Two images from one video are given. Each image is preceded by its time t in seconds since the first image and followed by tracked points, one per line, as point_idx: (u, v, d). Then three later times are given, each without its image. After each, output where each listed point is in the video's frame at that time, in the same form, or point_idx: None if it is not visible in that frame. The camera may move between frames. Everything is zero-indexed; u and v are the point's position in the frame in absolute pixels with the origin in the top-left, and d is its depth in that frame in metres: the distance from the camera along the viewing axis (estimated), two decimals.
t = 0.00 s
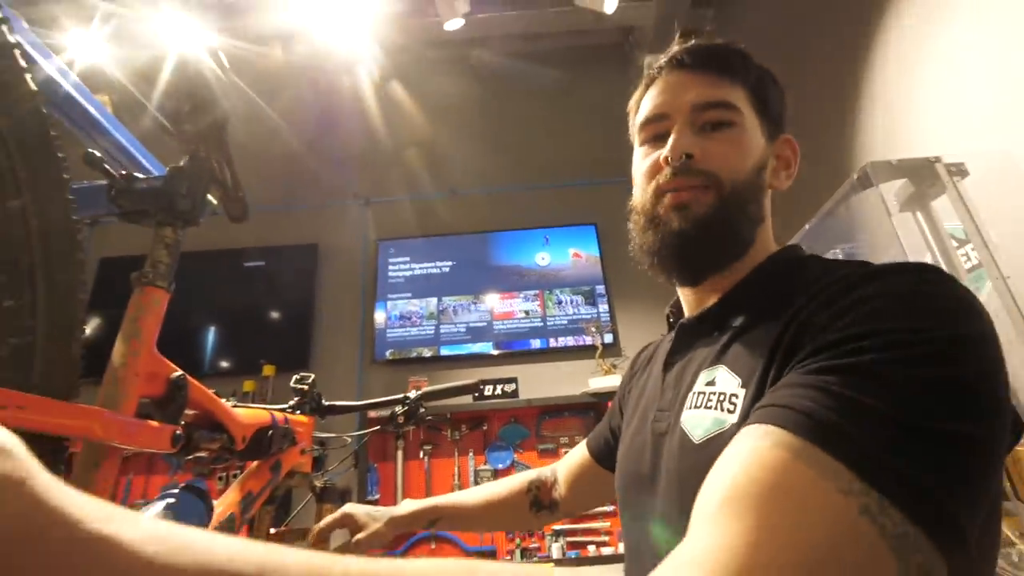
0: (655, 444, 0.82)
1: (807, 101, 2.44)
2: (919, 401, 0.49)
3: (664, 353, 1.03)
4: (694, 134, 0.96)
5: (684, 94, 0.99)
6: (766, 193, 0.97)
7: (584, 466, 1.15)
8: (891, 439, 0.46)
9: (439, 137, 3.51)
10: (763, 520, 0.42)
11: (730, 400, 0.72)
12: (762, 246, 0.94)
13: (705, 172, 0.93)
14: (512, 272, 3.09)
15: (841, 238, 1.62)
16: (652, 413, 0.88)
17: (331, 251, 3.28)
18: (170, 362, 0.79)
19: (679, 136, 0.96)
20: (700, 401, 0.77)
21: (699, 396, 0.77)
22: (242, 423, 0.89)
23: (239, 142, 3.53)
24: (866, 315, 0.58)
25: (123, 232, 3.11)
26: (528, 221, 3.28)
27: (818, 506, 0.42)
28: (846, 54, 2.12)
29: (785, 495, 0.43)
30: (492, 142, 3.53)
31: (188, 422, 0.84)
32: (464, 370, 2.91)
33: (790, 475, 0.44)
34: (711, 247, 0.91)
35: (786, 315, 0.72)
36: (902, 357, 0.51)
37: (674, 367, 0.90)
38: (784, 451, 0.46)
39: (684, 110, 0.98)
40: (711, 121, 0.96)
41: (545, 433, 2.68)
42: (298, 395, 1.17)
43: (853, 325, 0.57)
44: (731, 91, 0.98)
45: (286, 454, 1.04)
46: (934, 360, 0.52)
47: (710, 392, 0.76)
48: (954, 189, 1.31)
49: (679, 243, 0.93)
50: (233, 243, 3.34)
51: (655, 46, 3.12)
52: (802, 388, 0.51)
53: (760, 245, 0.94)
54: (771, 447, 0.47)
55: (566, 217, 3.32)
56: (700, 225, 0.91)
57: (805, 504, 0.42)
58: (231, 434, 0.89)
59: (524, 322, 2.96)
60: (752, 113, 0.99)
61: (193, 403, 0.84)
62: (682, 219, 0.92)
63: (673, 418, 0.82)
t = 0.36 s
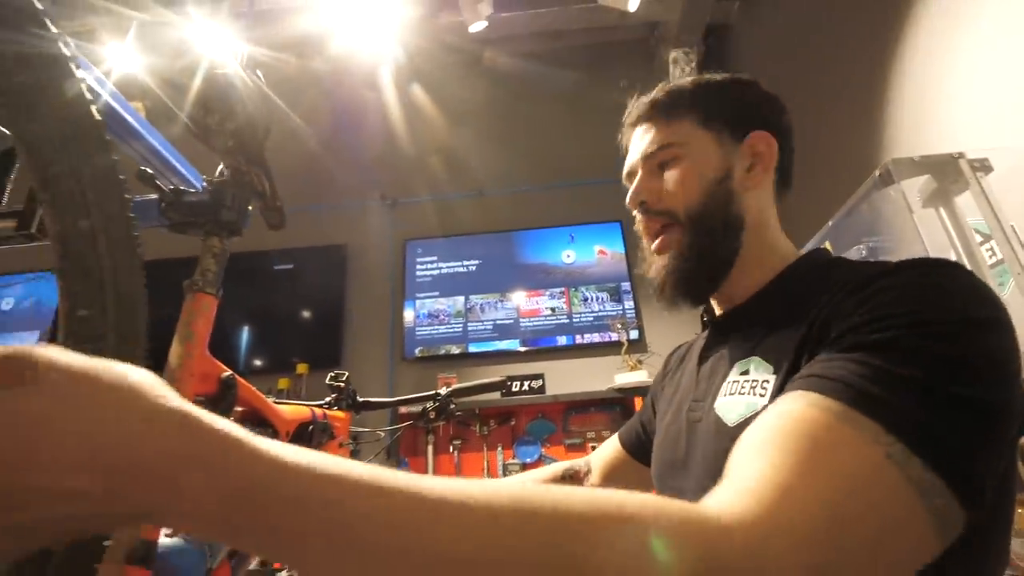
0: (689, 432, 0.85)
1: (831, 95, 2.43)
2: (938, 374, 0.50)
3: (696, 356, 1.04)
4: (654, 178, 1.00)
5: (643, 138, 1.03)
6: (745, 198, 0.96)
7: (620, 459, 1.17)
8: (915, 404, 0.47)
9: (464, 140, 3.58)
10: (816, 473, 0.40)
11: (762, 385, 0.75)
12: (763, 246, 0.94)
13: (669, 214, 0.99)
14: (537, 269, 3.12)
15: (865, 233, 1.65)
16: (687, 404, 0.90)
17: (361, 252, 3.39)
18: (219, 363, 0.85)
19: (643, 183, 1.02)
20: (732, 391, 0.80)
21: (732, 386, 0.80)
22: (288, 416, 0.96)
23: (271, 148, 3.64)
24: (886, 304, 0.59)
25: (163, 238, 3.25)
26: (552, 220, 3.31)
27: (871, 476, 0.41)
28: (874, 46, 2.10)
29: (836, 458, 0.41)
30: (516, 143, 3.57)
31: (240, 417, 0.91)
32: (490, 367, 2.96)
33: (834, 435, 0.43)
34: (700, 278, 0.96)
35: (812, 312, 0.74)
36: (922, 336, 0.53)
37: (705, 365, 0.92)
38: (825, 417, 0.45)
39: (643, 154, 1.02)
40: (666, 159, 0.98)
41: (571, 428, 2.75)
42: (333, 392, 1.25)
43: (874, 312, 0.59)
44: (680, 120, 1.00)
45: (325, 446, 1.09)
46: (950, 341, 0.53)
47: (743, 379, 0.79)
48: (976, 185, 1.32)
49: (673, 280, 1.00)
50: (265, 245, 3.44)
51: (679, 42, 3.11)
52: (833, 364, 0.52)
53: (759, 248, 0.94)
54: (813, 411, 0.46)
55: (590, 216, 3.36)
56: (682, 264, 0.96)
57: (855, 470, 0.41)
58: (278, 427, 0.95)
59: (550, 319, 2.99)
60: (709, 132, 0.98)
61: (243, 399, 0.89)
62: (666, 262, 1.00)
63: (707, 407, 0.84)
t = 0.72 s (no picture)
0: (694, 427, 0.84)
1: (825, 97, 2.53)
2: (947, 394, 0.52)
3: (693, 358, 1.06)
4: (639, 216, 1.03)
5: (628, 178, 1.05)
6: (715, 222, 0.94)
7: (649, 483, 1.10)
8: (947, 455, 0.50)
9: (469, 138, 3.67)
10: None
11: (768, 394, 0.72)
12: (739, 259, 0.92)
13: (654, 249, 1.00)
14: (540, 265, 3.20)
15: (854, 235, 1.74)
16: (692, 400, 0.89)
17: (368, 248, 3.44)
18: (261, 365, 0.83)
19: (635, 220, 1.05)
20: (737, 395, 0.77)
21: (738, 390, 0.77)
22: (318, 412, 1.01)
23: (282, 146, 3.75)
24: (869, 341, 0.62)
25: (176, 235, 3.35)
26: (556, 217, 3.38)
27: None
28: (871, 50, 2.18)
29: None
30: (521, 139, 3.65)
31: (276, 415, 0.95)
32: (494, 361, 3.06)
33: None
34: (683, 301, 0.97)
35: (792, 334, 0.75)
36: (909, 366, 0.55)
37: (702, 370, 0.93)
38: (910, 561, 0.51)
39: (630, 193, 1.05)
40: (644, 197, 1.01)
41: (574, 420, 2.86)
42: (353, 387, 1.36)
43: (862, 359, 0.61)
44: (658, 158, 1.01)
45: (348, 438, 1.19)
46: (938, 345, 0.55)
47: (748, 386, 0.76)
48: (958, 192, 1.39)
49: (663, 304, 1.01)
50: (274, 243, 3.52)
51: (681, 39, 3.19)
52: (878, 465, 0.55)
53: (738, 262, 0.92)
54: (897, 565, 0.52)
55: (594, 212, 3.38)
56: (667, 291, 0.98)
57: None
58: (307, 423, 1.00)
59: (553, 314, 3.08)
60: (678, 165, 0.98)
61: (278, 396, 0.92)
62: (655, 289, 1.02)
63: (710, 406, 0.83)
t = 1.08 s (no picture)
0: (661, 399, 0.93)
1: (819, 80, 2.60)
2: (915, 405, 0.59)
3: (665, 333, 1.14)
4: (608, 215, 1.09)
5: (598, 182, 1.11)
6: (670, 222, 1.00)
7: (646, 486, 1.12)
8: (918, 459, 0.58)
9: (471, 108, 3.72)
10: None
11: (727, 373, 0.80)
12: (697, 253, 0.99)
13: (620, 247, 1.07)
14: (535, 238, 3.29)
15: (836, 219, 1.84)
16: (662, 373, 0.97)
17: (367, 215, 3.51)
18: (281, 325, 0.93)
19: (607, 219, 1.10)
20: (702, 373, 0.84)
21: (703, 369, 0.84)
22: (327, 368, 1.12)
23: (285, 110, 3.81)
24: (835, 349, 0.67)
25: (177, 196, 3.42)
26: (553, 190, 3.45)
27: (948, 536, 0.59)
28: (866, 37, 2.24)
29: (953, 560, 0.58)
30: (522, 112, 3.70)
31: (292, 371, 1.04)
32: (487, 329, 3.18)
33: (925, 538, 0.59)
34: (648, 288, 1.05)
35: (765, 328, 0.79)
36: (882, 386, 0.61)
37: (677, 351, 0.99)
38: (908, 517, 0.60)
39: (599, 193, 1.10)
40: (610, 197, 1.07)
41: (563, 386, 2.99)
42: (356, 348, 1.47)
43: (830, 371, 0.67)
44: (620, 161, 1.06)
45: (354, 393, 1.30)
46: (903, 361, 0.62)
47: (713, 365, 0.83)
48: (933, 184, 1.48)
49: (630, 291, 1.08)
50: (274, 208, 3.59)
51: (683, 15, 3.23)
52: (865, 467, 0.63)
53: (693, 256, 0.99)
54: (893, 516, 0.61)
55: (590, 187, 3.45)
56: (634, 279, 1.05)
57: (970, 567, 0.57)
58: (318, 378, 1.11)
59: (546, 286, 3.19)
60: (637, 169, 1.04)
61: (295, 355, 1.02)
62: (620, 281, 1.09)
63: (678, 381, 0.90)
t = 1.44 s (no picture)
0: (632, 364, 0.97)
1: (811, 49, 2.60)
2: (851, 357, 0.68)
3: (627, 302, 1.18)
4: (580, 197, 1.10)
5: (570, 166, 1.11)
6: (637, 207, 1.02)
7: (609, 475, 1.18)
8: (853, 402, 0.67)
9: (462, 69, 3.67)
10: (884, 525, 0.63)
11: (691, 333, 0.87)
12: (660, 238, 1.02)
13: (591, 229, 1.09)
14: (523, 202, 3.30)
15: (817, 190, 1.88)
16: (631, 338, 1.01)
17: (356, 176, 3.49)
18: (271, 280, 0.96)
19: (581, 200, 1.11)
20: (669, 335, 0.90)
21: (669, 332, 0.89)
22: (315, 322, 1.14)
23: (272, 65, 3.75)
24: (786, 308, 0.74)
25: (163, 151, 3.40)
26: (542, 155, 3.45)
27: (871, 464, 0.66)
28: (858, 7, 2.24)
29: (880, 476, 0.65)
30: (513, 74, 3.66)
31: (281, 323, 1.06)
32: (474, 292, 3.21)
33: (858, 458, 0.66)
34: (614, 269, 1.06)
35: (724, 290, 0.85)
36: (832, 339, 0.69)
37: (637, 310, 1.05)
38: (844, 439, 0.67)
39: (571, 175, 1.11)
40: (581, 180, 1.08)
41: (547, 349, 3.05)
42: (344, 306, 1.50)
43: (783, 326, 0.74)
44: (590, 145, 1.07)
45: (342, 348, 1.33)
46: (846, 322, 0.70)
47: (678, 329, 0.89)
48: (907, 157, 1.51)
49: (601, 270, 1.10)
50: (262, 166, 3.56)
51: None
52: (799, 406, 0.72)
53: (657, 238, 1.03)
54: (828, 441, 0.68)
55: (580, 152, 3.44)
56: (602, 260, 1.07)
57: (889, 482, 0.65)
58: (306, 332, 1.14)
59: (533, 251, 3.21)
60: (607, 152, 1.05)
61: (284, 311, 1.04)
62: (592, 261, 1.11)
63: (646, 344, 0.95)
